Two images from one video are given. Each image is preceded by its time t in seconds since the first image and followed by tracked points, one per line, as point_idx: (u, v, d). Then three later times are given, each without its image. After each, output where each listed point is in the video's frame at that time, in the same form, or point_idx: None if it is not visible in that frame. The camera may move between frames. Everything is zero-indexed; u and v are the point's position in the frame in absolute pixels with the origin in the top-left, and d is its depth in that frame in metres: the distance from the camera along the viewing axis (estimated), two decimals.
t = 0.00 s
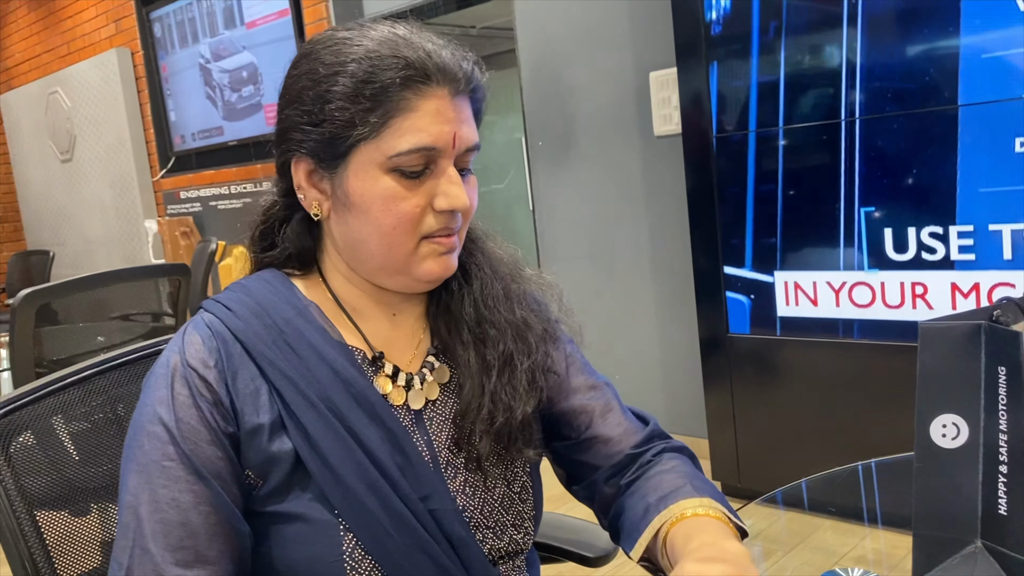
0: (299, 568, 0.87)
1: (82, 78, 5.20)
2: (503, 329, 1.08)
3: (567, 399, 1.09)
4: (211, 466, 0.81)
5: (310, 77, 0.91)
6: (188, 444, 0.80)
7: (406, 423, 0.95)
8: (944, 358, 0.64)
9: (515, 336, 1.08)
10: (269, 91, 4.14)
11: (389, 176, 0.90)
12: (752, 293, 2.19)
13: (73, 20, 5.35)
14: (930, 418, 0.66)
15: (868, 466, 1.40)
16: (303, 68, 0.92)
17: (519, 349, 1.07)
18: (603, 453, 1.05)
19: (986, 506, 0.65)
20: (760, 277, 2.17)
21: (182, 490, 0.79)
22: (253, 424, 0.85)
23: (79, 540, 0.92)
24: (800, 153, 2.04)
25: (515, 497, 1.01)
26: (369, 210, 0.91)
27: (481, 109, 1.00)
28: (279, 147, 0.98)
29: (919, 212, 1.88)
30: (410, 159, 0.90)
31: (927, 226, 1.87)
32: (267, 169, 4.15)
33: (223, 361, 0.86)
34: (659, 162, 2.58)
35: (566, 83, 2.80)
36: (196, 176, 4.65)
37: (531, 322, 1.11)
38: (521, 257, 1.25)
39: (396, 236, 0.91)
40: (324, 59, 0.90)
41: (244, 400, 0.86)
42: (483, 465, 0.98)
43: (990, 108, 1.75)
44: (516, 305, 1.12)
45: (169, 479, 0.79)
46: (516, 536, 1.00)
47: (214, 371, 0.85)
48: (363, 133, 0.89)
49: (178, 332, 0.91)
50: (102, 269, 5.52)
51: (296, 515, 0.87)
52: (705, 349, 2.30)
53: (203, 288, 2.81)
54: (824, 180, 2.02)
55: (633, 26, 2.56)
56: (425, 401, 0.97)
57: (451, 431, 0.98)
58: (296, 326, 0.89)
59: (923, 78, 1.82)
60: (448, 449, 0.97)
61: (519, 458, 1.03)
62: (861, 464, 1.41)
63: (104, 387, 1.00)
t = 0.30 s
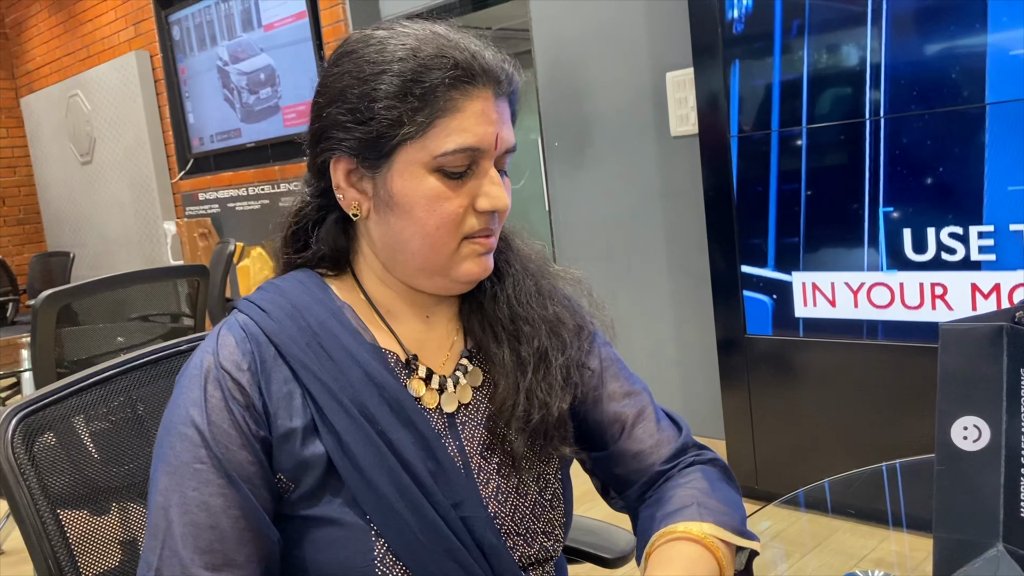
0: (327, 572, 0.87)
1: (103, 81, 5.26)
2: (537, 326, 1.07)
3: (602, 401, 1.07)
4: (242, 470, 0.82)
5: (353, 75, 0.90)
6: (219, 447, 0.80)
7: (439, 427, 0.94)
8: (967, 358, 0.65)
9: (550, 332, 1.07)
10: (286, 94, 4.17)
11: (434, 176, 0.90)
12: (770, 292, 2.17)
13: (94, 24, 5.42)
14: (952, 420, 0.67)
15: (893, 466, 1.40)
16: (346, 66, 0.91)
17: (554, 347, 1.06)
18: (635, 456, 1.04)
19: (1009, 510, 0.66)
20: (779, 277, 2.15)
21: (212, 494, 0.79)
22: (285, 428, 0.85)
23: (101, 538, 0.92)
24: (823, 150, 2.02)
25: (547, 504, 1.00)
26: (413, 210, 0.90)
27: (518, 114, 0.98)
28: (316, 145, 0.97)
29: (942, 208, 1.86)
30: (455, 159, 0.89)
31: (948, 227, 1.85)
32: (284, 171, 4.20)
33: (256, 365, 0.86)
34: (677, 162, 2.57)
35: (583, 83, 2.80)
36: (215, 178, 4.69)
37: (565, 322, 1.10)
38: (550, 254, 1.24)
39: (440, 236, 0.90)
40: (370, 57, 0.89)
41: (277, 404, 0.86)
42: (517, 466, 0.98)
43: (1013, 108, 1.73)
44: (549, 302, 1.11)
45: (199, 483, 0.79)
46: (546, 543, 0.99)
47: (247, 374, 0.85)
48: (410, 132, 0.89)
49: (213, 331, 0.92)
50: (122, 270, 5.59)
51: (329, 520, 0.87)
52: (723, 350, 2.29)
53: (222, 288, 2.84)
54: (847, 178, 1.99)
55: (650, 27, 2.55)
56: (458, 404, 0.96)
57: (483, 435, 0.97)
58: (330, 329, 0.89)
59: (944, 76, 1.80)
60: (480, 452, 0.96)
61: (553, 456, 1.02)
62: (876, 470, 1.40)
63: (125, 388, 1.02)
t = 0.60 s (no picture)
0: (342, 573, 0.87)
1: (110, 81, 5.28)
2: (556, 334, 1.06)
3: (622, 406, 1.07)
4: (258, 472, 0.82)
5: (374, 73, 0.90)
6: (236, 450, 0.81)
7: (455, 429, 0.94)
8: (977, 355, 0.66)
9: (570, 349, 1.06)
10: (293, 93, 4.18)
11: (439, 185, 0.89)
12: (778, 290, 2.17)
13: (101, 24, 5.44)
14: (961, 417, 0.67)
15: (903, 464, 1.40)
16: (369, 62, 0.91)
17: (573, 362, 1.05)
18: (653, 457, 1.04)
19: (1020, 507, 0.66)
20: (787, 274, 2.14)
21: (228, 495, 0.80)
22: (302, 431, 0.85)
23: (109, 537, 0.93)
24: (832, 146, 2.01)
25: (563, 506, 1.00)
26: (416, 216, 0.90)
27: (543, 124, 0.96)
28: (337, 138, 0.98)
29: (953, 203, 1.84)
30: (463, 170, 0.88)
31: (956, 224, 1.85)
32: (291, 170, 4.21)
33: (274, 367, 0.86)
34: (685, 160, 2.57)
35: (590, 80, 2.79)
36: (223, 177, 4.70)
37: (586, 327, 1.09)
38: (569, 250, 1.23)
39: (442, 245, 0.90)
40: (391, 58, 0.89)
41: (295, 407, 0.86)
42: (534, 471, 0.97)
43: None
44: (571, 310, 1.10)
45: (215, 483, 0.79)
46: (563, 546, 1.00)
47: (265, 377, 0.85)
48: (419, 138, 0.88)
49: (232, 331, 0.92)
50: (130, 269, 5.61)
51: (346, 522, 0.87)
52: (730, 348, 2.28)
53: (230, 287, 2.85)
54: (857, 174, 1.98)
55: (657, 24, 2.55)
56: (473, 407, 0.96)
57: (499, 439, 0.97)
58: (347, 331, 0.89)
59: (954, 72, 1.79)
60: (497, 455, 0.96)
61: (575, 462, 1.02)
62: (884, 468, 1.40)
63: (132, 386, 1.03)
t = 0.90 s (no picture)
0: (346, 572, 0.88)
1: (112, 79, 5.28)
2: (560, 334, 1.07)
3: (626, 405, 1.07)
4: (261, 472, 0.82)
5: (375, 70, 0.91)
6: (238, 450, 0.81)
7: (458, 428, 0.94)
8: (977, 350, 0.67)
9: (576, 357, 1.06)
10: (294, 91, 4.18)
11: (434, 187, 0.89)
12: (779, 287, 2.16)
13: (103, 22, 5.44)
14: (960, 412, 0.68)
15: (903, 461, 1.40)
16: (372, 58, 0.91)
17: (581, 372, 1.05)
18: (654, 454, 1.04)
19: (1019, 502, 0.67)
20: (788, 271, 2.14)
21: (231, 495, 0.80)
22: (307, 431, 0.85)
23: (110, 535, 0.93)
24: (834, 142, 2.01)
25: (568, 504, 1.00)
26: (411, 217, 0.90)
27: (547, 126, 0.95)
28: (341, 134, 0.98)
29: (954, 198, 1.84)
30: (458, 172, 0.87)
31: (958, 220, 1.84)
32: (292, 168, 4.21)
33: (278, 367, 0.86)
34: (686, 157, 2.56)
35: (591, 77, 2.79)
36: (224, 175, 4.70)
37: (590, 330, 1.09)
38: (572, 244, 1.23)
39: (436, 246, 0.90)
40: (392, 57, 0.89)
41: (298, 406, 0.86)
42: (538, 469, 0.97)
43: None
44: (577, 313, 1.10)
45: (217, 483, 0.80)
46: (567, 543, 1.00)
47: (268, 376, 0.85)
48: (414, 138, 0.88)
49: (236, 330, 0.92)
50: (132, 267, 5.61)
51: (348, 520, 0.87)
52: (731, 345, 2.28)
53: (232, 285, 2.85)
54: (859, 170, 1.98)
55: (658, 22, 2.55)
56: (477, 405, 0.96)
57: (504, 437, 0.97)
58: (350, 331, 0.89)
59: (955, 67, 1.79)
60: (502, 454, 0.96)
61: (582, 461, 1.02)
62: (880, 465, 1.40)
63: (133, 383, 1.03)
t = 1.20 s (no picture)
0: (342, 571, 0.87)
1: (111, 77, 5.27)
2: (558, 332, 1.07)
3: (622, 403, 1.07)
4: (255, 470, 0.82)
5: (365, 66, 0.91)
6: (233, 448, 0.81)
7: (454, 426, 0.94)
8: (976, 345, 0.67)
9: (573, 357, 1.06)
10: (293, 89, 4.18)
11: (423, 184, 0.88)
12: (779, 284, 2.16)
13: (102, 20, 5.43)
14: (959, 407, 0.68)
15: (905, 456, 1.41)
16: (364, 54, 0.91)
17: (578, 373, 1.05)
18: (649, 453, 1.04)
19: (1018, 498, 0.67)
20: (788, 268, 2.14)
21: (225, 494, 0.80)
22: (302, 430, 0.85)
23: (109, 533, 0.93)
24: (835, 138, 2.00)
25: (564, 502, 1.00)
26: (400, 214, 0.90)
27: (540, 123, 0.95)
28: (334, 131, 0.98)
29: (955, 194, 1.84)
30: (447, 170, 0.87)
31: (958, 216, 1.84)
32: (291, 166, 4.20)
33: (273, 365, 0.86)
34: (685, 154, 2.56)
35: (590, 74, 2.79)
36: (223, 173, 4.70)
37: (586, 328, 1.09)
38: (569, 240, 1.23)
39: (425, 244, 0.90)
40: (382, 53, 0.89)
41: (293, 405, 0.86)
42: (534, 466, 0.97)
43: None
44: (575, 313, 1.10)
45: (211, 481, 0.79)
46: (563, 541, 0.99)
47: (263, 374, 0.85)
48: (403, 135, 0.87)
49: (231, 328, 0.92)
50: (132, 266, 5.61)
51: (344, 519, 0.87)
52: (731, 342, 2.28)
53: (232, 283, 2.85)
54: (860, 167, 1.97)
55: (657, 19, 2.54)
56: (474, 403, 0.96)
57: (500, 436, 0.97)
58: (346, 329, 0.89)
59: (956, 63, 1.78)
60: (497, 453, 0.96)
61: (575, 461, 1.01)
62: (879, 459, 1.40)
63: (130, 381, 1.02)
